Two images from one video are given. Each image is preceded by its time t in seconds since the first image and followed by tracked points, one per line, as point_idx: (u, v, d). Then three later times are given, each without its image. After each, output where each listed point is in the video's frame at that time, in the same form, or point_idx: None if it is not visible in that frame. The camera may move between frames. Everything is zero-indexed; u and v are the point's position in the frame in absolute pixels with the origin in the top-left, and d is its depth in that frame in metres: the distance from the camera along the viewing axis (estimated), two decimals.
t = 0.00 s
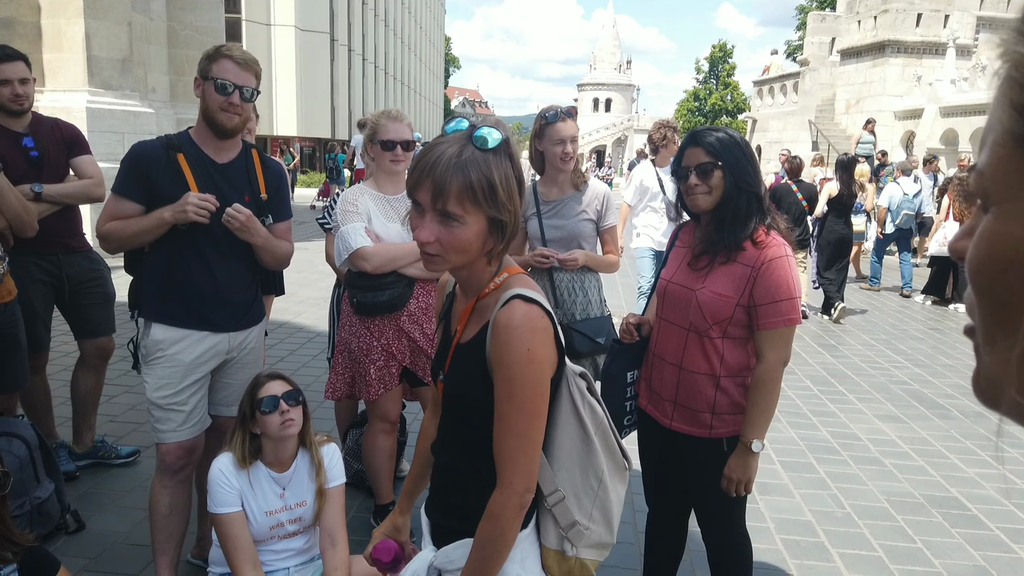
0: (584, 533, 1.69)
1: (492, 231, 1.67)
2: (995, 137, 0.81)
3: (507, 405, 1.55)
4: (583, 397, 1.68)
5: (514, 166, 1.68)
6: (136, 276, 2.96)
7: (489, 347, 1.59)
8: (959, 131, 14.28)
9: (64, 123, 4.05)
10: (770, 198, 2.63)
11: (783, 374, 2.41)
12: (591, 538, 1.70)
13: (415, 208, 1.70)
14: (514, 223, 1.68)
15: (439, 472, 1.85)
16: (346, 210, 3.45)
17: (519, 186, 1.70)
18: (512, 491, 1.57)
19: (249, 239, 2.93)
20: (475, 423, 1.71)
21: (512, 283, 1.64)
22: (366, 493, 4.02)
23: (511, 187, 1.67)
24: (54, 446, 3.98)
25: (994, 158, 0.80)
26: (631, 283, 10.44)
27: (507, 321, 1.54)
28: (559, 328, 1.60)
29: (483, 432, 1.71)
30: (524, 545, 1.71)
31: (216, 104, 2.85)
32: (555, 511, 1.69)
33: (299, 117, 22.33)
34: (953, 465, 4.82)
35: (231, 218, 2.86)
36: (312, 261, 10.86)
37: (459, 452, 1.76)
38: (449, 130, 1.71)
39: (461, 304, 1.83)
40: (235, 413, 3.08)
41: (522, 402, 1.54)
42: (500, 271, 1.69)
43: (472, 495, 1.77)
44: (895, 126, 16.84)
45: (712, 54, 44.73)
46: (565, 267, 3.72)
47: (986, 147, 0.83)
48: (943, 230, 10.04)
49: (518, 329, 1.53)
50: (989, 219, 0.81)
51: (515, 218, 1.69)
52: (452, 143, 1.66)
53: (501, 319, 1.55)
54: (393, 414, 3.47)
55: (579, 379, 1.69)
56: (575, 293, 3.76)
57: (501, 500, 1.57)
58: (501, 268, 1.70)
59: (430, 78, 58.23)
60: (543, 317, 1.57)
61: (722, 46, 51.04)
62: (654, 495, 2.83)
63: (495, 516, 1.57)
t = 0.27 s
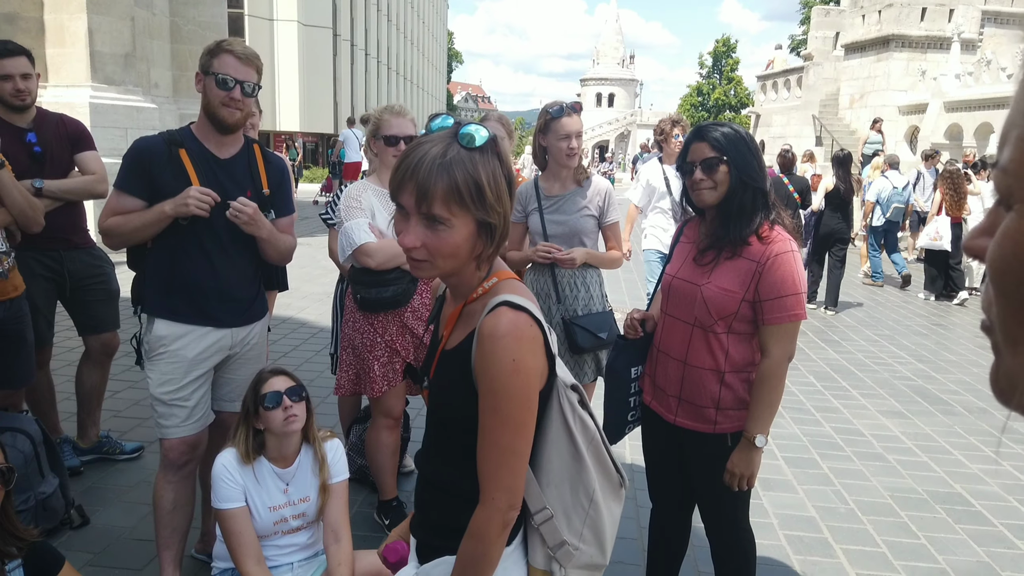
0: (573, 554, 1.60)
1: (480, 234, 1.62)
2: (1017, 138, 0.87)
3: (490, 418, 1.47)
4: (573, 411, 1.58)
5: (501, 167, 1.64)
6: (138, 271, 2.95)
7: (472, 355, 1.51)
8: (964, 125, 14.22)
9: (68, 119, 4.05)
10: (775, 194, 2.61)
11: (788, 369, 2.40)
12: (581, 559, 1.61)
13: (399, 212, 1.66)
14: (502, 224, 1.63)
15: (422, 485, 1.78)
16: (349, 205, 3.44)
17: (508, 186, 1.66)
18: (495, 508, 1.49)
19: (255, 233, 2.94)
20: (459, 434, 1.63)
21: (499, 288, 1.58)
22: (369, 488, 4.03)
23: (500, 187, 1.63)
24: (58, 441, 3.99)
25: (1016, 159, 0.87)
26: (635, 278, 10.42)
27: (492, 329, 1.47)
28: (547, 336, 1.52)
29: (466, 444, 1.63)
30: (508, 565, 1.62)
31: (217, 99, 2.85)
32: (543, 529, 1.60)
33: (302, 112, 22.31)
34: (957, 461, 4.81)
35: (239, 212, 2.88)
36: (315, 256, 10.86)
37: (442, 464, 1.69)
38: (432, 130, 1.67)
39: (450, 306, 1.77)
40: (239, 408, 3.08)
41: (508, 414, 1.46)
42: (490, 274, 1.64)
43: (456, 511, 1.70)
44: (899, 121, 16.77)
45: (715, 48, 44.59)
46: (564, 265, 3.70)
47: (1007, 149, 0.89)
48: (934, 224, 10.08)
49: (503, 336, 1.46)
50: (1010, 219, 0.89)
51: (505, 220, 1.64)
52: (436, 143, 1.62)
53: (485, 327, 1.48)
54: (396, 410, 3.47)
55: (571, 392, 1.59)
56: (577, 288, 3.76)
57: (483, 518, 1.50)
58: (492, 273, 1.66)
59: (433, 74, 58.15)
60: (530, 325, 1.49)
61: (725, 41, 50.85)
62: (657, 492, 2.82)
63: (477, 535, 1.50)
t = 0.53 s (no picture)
0: (561, 569, 1.59)
1: (476, 230, 1.62)
2: None
3: (477, 425, 1.46)
4: (564, 423, 1.55)
5: (498, 161, 1.64)
6: (140, 268, 2.95)
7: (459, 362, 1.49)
8: (968, 122, 14.17)
9: (73, 116, 4.05)
10: (780, 190, 2.60)
11: (791, 368, 2.40)
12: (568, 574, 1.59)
13: (394, 207, 1.65)
14: (499, 221, 1.62)
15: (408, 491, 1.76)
16: (352, 201, 3.43)
17: (505, 182, 1.65)
18: (480, 519, 1.48)
19: (258, 227, 2.94)
20: (444, 443, 1.61)
21: (491, 293, 1.58)
22: (371, 485, 4.03)
23: (497, 183, 1.62)
24: (61, 437, 4.00)
25: None
26: (637, 275, 10.41)
27: (480, 335, 1.45)
28: (537, 344, 1.50)
29: (451, 453, 1.61)
30: None
31: (218, 95, 2.84)
32: (529, 543, 1.59)
33: (304, 109, 22.30)
34: (960, 458, 4.81)
35: (242, 207, 2.88)
36: (318, 253, 10.86)
37: (427, 473, 1.67)
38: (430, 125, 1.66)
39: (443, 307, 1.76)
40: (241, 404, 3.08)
41: (495, 422, 1.44)
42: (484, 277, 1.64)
43: (442, 522, 1.68)
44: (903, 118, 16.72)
45: (718, 45, 44.50)
46: (565, 259, 3.69)
47: None
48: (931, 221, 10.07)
49: (490, 343, 1.43)
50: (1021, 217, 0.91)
51: (501, 216, 1.64)
52: (433, 137, 1.61)
53: (473, 332, 1.46)
54: (399, 406, 3.47)
55: (562, 403, 1.56)
56: (579, 285, 3.76)
57: (468, 530, 1.49)
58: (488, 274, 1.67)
59: (435, 70, 58.08)
60: (518, 332, 1.47)
61: (728, 37, 50.72)
62: (659, 489, 2.82)
63: (462, 547, 1.49)
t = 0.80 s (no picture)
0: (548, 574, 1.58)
1: (471, 226, 1.60)
2: None
3: (464, 428, 1.45)
4: (554, 428, 1.54)
5: (498, 158, 1.63)
6: (141, 266, 2.95)
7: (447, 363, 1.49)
8: (972, 119, 14.11)
9: (77, 114, 4.05)
10: (783, 188, 2.58)
11: (792, 367, 2.38)
12: None
13: (390, 199, 1.64)
14: (494, 218, 1.61)
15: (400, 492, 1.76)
16: (353, 199, 3.42)
17: (504, 180, 1.64)
18: (465, 521, 1.48)
19: (259, 224, 2.94)
20: (433, 444, 1.61)
21: (483, 293, 1.57)
22: (373, 483, 4.02)
23: (496, 179, 1.61)
24: (63, 435, 4.00)
25: None
26: (640, 273, 10.39)
27: (467, 337, 1.44)
28: (526, 346, 1.49)
29: (439, 455, 1.61)
30: None
31: (217, 92, 2.83)
32: (518, 547, 1.58)
33: (306, 106, 22.29)
34: (963, 457, 4.79)
35: (242, 202, 2.87)
36: (320, 251, 10.86)
37: (416, 475, 1.67)
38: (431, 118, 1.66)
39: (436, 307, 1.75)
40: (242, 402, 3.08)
41: (482, 425, 1.43)
42: (477, 277, 1.63)
43: (431, 525, 1.67)
44: (906, 115, 16.67)
45: (721, 42, 44.38)
46: (572, 256, 3.69)
47: (1018, 147, 0.94)
48: (935, 219, 10.01)
49: (477, 344, 1.43)
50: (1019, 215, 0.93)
51: (498, 214, 1.62)
52: (432, 130, 1.61)
53: (461, 335, 1.45)
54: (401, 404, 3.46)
55: (553, 407, 1.55)
56: (583, 283, 3.75)
57: (453, 531, 1.48)
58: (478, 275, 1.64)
59: (437, 68, 58.03)
60: (507, 335, 1.46)
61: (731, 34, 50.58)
62: (660, 487, 2.82)
63: (448, 549, 1.49)
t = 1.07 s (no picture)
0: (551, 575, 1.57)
1: (473, 228, 1.61)
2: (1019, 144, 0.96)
3: (463, 431, 1.44)
4: (553, 428, 1.53)
5: (501, 161, 1.63)
6: (142, 266, 2.95)
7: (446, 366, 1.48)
8: (975, 118, 14.07)
9: (79, 114, 4.05)
10: (784, 188, 2.58)
11: (794, 367, 2.38)
12: None
13: (392, 198, 1.62)
14: (497, 220, 1.61)
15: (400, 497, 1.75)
16: (354, 200, 3.42)
17: (505, 182, 1.64)
18: (466, 524, 1.47)
19: (262, 227, 2.94)
20: (432, 448, 1.60)
21: (479, 295, 1.56)
22: (374, 484, 4.01)
23: (499, 181, 1.62)
24: (64, 435, 4.00)
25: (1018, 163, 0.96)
26: (642, 273, 10.38)
27: (465, 339, 1.43)
28: (524, 347, 1.49)
29: (439, 458, 1.60)
30: None
31: (218, 92, 2.83)
32: (520, 549, 1.57)
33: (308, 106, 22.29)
34: (965, 457, 4.78)
35: (243, 209, 2.87)
36: (321, 251, 10.86)
37: (415, 479, 1.66)
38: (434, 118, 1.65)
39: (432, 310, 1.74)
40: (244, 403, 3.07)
41: (481, 428, 1.43)
42: (472, 280, 1.62)
43: (431, 529, 1.66)
44: (909, 114, 16.63)
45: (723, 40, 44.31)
46: (577, 255, 3.69)
47: (1009, 154, 0.98)
48: (937, 218, 9.91)
49: (476, 347, 1.42)
50: (1010, 220, 0.98)
51: (499, 216, 1.63)
52: (436, 130, 1.60)
53: (459, 337, 1.44)
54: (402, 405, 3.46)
55: (552, 408, 1.55)
56: (584, 284, 3.74)
57: (453, 534, 1.48)
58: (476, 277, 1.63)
59: (439, 67, 58.00)
60: (505, 337, 1.45)
61: (733, 33, 50.50)
62: (662, 488, 2.81)
63: (448, 552, 1.48)
